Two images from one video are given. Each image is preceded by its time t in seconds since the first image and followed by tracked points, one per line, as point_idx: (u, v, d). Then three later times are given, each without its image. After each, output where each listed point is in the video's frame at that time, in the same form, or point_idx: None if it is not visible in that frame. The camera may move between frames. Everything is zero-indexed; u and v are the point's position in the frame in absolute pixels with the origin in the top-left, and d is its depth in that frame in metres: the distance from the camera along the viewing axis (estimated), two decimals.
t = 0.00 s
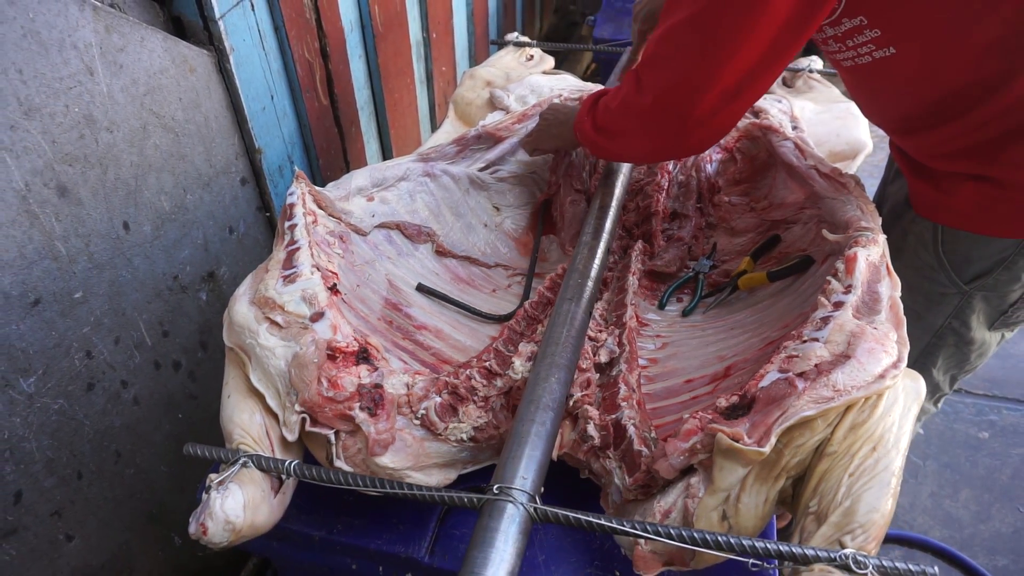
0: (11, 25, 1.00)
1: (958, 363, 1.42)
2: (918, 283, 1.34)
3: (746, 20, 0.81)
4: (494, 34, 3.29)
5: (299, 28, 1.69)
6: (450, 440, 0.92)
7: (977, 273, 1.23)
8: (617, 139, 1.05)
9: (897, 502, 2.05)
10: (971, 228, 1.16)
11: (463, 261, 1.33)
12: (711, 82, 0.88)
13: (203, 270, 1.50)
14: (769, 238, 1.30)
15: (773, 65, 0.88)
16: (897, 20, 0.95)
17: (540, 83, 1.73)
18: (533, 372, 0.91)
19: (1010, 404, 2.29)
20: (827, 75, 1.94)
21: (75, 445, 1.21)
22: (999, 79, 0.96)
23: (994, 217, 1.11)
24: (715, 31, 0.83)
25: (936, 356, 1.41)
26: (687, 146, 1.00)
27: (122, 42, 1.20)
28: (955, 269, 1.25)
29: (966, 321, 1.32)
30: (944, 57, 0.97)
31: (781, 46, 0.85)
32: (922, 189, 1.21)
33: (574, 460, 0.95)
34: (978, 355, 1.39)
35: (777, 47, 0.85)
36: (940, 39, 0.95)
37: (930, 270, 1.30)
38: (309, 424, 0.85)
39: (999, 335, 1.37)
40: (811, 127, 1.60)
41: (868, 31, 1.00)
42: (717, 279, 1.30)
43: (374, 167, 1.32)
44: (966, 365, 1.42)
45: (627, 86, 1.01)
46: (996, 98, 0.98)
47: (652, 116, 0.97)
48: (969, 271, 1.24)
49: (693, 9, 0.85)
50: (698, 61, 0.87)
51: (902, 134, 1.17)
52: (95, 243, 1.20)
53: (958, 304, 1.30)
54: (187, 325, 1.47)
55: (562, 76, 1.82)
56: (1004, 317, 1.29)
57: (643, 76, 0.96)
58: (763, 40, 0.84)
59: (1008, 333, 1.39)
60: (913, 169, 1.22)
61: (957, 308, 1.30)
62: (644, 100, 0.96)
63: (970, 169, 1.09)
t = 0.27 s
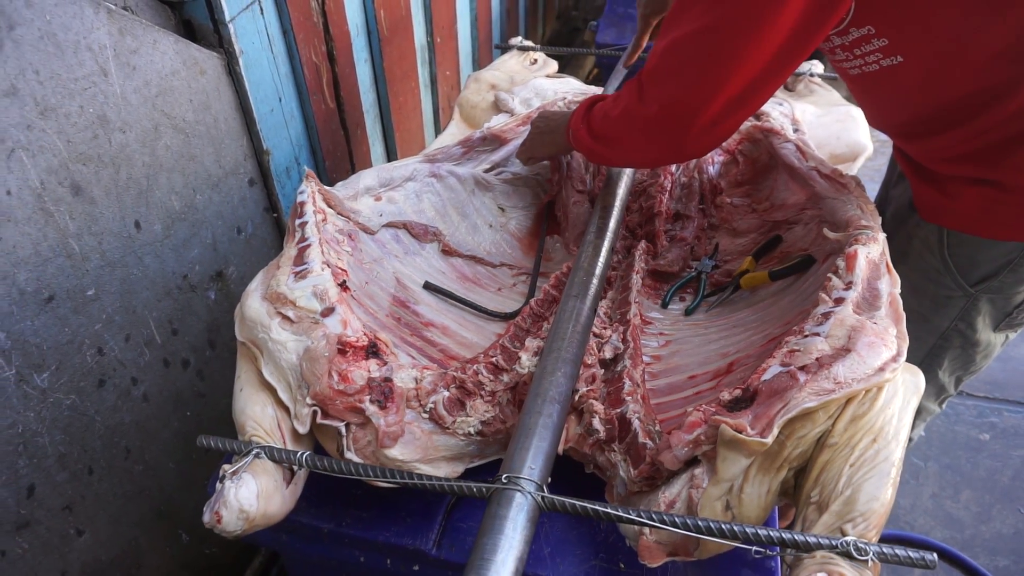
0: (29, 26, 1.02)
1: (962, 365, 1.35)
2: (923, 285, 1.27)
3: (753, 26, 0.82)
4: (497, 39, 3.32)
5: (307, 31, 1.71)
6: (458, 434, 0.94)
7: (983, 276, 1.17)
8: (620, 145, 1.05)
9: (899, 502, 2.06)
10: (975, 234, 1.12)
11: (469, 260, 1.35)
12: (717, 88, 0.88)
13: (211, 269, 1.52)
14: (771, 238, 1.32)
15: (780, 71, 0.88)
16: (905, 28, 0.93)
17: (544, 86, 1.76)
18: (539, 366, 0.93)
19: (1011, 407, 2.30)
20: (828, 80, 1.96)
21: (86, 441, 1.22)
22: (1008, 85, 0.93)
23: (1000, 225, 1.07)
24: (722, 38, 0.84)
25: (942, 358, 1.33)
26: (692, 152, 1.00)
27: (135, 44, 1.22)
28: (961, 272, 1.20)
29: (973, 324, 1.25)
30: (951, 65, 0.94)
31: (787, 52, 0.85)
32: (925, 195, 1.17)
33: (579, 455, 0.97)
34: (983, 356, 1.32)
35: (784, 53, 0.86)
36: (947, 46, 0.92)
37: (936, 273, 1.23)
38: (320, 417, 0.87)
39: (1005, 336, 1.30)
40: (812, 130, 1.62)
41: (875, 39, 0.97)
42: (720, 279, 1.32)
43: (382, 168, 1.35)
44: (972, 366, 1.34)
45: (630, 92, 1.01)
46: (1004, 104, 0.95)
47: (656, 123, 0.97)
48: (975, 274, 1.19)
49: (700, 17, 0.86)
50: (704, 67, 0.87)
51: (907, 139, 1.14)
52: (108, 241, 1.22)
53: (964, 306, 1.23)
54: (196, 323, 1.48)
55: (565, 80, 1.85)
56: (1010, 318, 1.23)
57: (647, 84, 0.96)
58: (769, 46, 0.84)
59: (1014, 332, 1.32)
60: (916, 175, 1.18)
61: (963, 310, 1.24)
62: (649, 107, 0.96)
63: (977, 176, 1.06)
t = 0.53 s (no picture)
0: (49, 35, 1.06)
1: (959, 368, 1.36)
2: (919, 289, 1.29)
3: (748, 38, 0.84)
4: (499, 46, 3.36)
5: (314, 39, 1.75)
6: (465, 431, 0.96)
7: (979, 279, 1.19)
8: (622, 149, 1.08)
9: (899, 504, 2.08)
10: (971, 239, 1.14)
11: (474, 263, 1.38)
12: (716, 96, 0.91)
13: (221, 272, 1.54)
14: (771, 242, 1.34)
15: (777, 78, 0.91)
16: (899, 37, 0.97)
17: (547, 93, 1.79)
18: (545, 365, 0.95)
19: (1010, 409, 2.32)
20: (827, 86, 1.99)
21: (99, 440, 1.25)
22: (1000, 93, 0.96)
23: (995, 230, 1.09)
24: (719, 49, 0.86)
25: (939, 361, 1.35)
26: (693, 157, 1.03)
27: (149, 52, 1.25)
28: (956, 276, 1.22)
29: (968, 327, 1.27)
30: (945, 73, 0.97)
31: (784, 60, 0.88)
32: (922, 201, 1.19)
33: (583, 452, 0.99)
34: (980, 360, 1.34)
35: (782, 61, 0.88)
36: (939, 54, 0.95)
37: (933, 277, 1.25)
38: (332, 413, 0.90)
39: (1001, 340, 1.32)
40: (811, 135, 1.64)
41: (871, 48, 1.01)
42: (721, 281, 1.34)
43: (388, 173, 1.36)
44: (969, 369, 1.36)
45: (631, 99, 1.03)
46: (996, 112, 0.97)
47: (657, 129, 1.00)
48: (970, 278, 1.21)
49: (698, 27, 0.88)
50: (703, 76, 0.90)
51: (903, 146, 1.16)
52: (122, 244, 1.25)
53: (960, 310, 1.25)
54: (206, 325, 1.51)
55: (568, 86, 1.88)
56: (1006, 321, 1.25)
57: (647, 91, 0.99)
58: (767, 55, 0.87)
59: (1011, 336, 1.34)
60: (914, 181, 1.20)
61: (958, 314, 1.26)
62: (650, 114, 0.99)
63: (972, 181, 1.08)
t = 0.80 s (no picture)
0: (62, 44, 1.09)
1: (950, 371, 1.38)
2: (909, 292, 1.32)
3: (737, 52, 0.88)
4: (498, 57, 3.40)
5: (317, 49, 1.78)
6: (467, 428, 0.98)
7: (966, 282, 1.22)
8: (618, 156, 1.11)
9: (895, 506, 2.10)
10: (959, 242, 1.16)
11: (475, 267, 1.40)
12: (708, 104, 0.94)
13: (225, 277, 1.57)
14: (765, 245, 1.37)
15: (767, 85, 0.94)
16: (884, 48, 1.00)
17: (545, 101, 1.82)
18: (545, 363, 0.98)
19: (1004, 412, 2.35)
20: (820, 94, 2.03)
21: (106, 442, 1.26)
22: (983, 100, 0.99)
23: (981, 233, 1.11)
24: (709, 60, 0.89)
25: (928, 363, 1.37)
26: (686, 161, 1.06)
27: (158, 61, 1.28)
28: (944, 278, 1.24)
29: (957, 329, 1.29)
30: (930, 81, 1.01)
31: (773, 68, 0.91)
32: (912, 205, 1.22)
33: (583, 450, 1.01)
34: (970, 362, 1.36)
35: (769, 69, 0.92)
36: (923, 62, 0.99)
37: (921, 280, 1.28)
38: (338, 411, 0.92)
39: (991, 342, 1.34)
40: (805, 142, 1.68)
41: (858, 57, 1.04)
42: (717, 284, 1.37)
43: (391, 179, 1.40)
44: (959, 372, 1.38)
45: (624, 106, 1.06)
46: (980, 118, 1.00)
47: (649, 136, 1.03)
48: (957, 280, 1.23)
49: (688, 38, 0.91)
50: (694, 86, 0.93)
51: (893, 152, 1.20)
52: (130, 248, 1.28)
53: (948, 312, 1.28)
54: (210, 330, 1.53)
55: (566, 95, 1.91)
56: (994, 324, 1.27)
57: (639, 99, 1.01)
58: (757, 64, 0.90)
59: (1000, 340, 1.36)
60: (905, 186, 1.23)
61: (946, 316, 1.28)
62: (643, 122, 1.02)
63: (958, 186, 1.11)
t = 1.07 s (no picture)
0: (68, 48, 1.11)
1: (942, 369, 1.40)
2: (901, 290, 1.34)
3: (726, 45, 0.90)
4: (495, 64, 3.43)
5: (318, 54, 1.81)
6: (467, 423, 1.00)
7: (957, 278, 1.24)
8: (608, 152, 1.13)
9: (892, 506, 2.11)
10: (948, 238, 1.18)
11: (473, 268, 1.42)
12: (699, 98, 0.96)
13: (226, 279, 1.58)
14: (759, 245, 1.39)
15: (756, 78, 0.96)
16: (871, 44, 1.02)
17: (542, 106, 1.84)
18: (543, 359, 1.00)
19: (999, 413, 2.37)
20: (813, 98, 2.06)
21: (109, 441, 1.28)
22: (969, 96, 1.02)
23: (969, 228, 1.13)
24: (700, 54, 0.92)
25: (921, 361, 1.39)
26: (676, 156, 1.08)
27: (161, 65, 1.31)
28: (934, 275, 1.27)
29: (948, 326, 1.31)
30: (916, 77, 1.03)
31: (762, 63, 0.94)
32: (902, 202, 1.24)
33: (580, 445, 1.03)
34: (962, 360, 1.38)
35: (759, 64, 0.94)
36: (904, 55, 1.01)
37: (912, 276, 1.30)
38: (339, 405, 0.93)
39: (983, 341, 1.36)
40: (798, 144, 1.70)
41: (847, 54, 1.07)
42: (712, 283, 1.39)
43: (390, 181, 1.42)
44: (953, 370, 1.40)
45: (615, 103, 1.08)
46: (968, 113, 1.02)
47: (640, 131, 1.04)
48: (948, 278, 1.25)
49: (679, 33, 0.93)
50: (684, 80, 0.95)
51: (885, 151, 1.22)
52: (133, 249, 1.29)
53: (939, 309, 1.30)
54: (211, 331, 1.55)
55: (563, 100, 1.94)
56: (985, 321, 1.29)
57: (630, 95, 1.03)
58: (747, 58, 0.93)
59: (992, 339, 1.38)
60: (895, 183, 1.25)
61: (938, 313, 1.30)
62: (628, 114, 1.04)
63: (945, 181, 1.13)
